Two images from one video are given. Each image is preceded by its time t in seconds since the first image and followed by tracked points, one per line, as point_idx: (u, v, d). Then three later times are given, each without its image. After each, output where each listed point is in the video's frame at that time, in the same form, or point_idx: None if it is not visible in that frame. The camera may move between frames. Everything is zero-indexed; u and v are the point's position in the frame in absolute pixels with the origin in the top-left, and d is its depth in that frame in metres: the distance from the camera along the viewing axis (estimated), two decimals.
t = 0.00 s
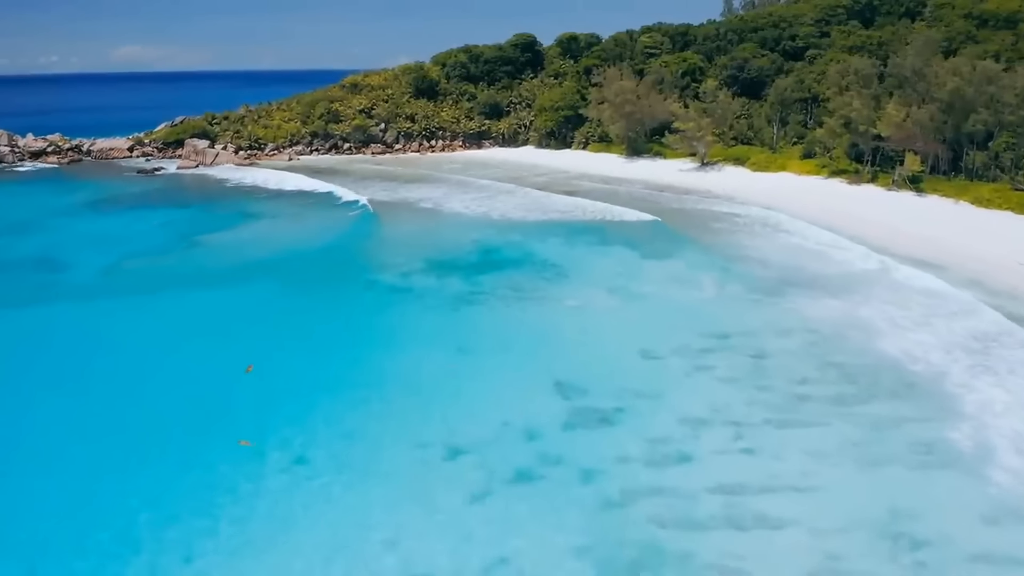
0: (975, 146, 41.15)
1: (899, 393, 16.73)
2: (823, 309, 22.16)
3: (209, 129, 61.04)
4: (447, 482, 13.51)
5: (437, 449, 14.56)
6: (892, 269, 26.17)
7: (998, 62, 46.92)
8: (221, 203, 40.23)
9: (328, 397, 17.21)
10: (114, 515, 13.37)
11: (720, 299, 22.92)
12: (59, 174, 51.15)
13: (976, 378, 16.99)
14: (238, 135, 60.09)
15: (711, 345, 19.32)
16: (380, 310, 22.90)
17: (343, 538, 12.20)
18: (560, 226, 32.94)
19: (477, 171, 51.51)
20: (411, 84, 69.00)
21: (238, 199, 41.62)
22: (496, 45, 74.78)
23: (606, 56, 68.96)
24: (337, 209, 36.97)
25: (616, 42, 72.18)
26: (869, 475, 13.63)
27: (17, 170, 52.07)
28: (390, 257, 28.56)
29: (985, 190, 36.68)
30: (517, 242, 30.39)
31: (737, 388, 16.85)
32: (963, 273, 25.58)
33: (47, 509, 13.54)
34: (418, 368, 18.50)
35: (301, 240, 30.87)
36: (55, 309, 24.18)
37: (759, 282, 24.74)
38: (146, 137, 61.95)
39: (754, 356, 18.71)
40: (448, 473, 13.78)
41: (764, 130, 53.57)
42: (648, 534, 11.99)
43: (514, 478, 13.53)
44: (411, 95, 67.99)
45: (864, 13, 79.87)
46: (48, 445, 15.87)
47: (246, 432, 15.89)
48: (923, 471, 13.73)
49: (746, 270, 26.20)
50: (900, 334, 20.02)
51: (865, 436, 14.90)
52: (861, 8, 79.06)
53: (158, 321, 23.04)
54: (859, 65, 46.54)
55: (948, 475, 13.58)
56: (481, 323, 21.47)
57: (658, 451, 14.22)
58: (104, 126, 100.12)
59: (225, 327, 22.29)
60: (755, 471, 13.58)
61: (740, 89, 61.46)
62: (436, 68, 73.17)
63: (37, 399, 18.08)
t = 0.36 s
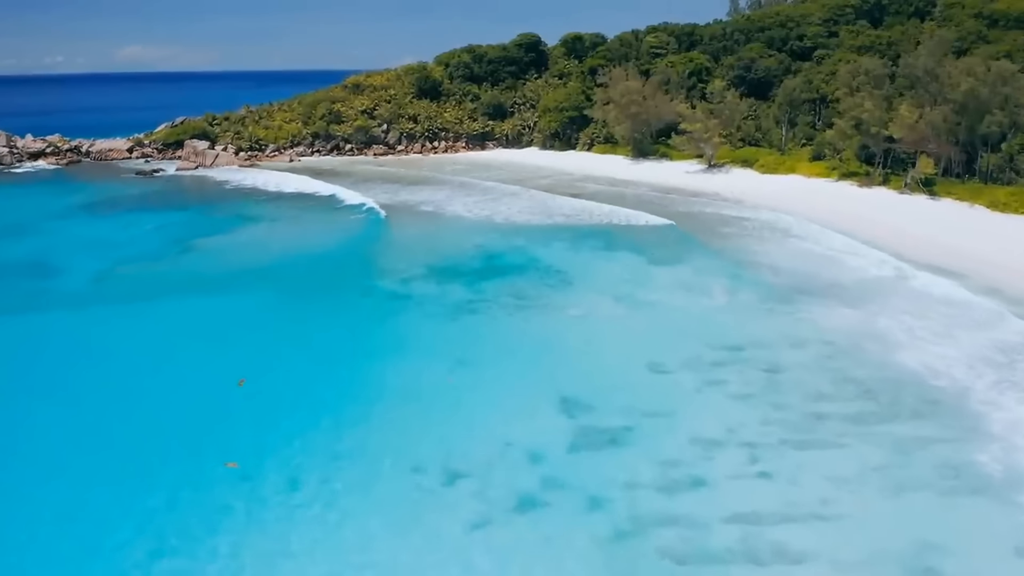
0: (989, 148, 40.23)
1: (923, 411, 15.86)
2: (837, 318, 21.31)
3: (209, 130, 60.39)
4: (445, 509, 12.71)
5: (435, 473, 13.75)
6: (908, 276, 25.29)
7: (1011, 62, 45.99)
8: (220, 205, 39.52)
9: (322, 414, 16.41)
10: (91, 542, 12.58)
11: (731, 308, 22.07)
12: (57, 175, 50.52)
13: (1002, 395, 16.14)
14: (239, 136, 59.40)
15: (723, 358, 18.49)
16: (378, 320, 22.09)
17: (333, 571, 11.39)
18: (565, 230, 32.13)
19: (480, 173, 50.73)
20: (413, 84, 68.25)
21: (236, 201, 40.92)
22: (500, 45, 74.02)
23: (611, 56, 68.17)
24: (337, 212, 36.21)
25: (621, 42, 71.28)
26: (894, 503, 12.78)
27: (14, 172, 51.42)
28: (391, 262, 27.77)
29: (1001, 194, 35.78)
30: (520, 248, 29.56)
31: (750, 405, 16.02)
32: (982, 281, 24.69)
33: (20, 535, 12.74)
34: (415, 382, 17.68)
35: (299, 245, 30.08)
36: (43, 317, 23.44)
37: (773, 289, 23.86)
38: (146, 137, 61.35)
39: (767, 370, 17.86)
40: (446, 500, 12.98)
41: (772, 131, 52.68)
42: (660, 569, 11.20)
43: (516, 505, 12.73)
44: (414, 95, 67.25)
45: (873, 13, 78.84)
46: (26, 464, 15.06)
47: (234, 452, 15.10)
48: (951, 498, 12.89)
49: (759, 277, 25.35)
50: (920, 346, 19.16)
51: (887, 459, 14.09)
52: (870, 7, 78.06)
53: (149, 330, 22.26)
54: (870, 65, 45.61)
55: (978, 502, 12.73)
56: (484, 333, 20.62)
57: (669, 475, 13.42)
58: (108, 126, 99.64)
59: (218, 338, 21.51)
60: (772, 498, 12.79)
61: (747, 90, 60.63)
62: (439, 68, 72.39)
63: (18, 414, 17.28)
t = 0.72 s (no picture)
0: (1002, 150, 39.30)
1: (945, 429, 15.09)
2: (852, 327, 20.56)
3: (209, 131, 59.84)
4: (442, 536, 12.01)
5: (433, 496, 13.04)
6: (923, 283, 24.54)
7: None
8: (218, 207, 38.91)
9: (316, 431, 15.73)
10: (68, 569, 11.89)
11: (741, 317, 21.33)
12: (55, 177, 49.99)
13: None
14: (240, 137, 58.82)
15: (734, 371, 17.75)
16: (375, 330, 21.38)
17: None
18: (569, 234, 31.43)
19: (483, 174, 50.04)
20: (416, 84, 67.57)
21: (235, 203, 40.30)
22: (504, 45, 73.33)
23: (616, 57, 67.45)
24: (336, 215, 35.54)
25: (626, 42, 70.50)
26: (919, 530, 12.05)
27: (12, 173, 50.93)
28: (390, 267, 27.07)
29: (1015, 197, 34.92)
30: (523, 252, 28.85)
31: (764, 423, 15.28)
32: (1000, 288, 23.90)
33: None
34: (413, 397, 16.98)
35: (297, 250, 29.41)
36: (32, 325, 22.80)
37: (784, 296, 23.13)
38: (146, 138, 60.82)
39: (780, 384, 17.10)
40: (444, 526, 12.28)
41: (780, 133, 51.93)
42: None
43: (518, 532, 12.02)
44: (416, 96, 66.57)
45: (881, 13, 77.86)
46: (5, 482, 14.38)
47: (223, 472, 14.40)
48: (980, 524, 12.15)
49: (768, 283, 24.62)
50: (940, 358, 18.39)
51: (910, 481, 13.36)
52: (877, 7, 77.17)
53: (140, 340, 21.59)
54: (879, 66, 44.83)
55: (1008, 529, 12.00)
56: (485, 344, 19.91)
57: (680, 500, 12.71)
58: (110, 127, 99.28)
59: (211, 348, 20.82)
60: (790, 525, 12.09)
61: (753, 90, 59.85)
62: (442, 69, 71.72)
63: None
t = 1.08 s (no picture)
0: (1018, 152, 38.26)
1: (972, 451, 14.23)
2: (870, 339, 19.70)
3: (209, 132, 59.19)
4: (440, 570, 11.25)
5: (431, 525, 12.28)
6: (941, 290, 23.65)
7: None
8: (216, 210, 38.21)
9: (308, 453, 14.94)
10: None
11: (754, 328, 20.50)
12: (53, 178, 49.37)
13: None
14: (240, 138, 58.16)
15: (746, 386, 16.93)
16: (372, 342, 20.59)
17: None
18: (574, 238, 30.64)
19: (486, 176, 49.26)
20: (418, 85, 66.73)
21: (234, 206, 39.59)
22: (507, 45, 72.55)
23: (621, 57, 66.63)
24: (336, 218, 34.81)
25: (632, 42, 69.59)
26: (951, 565, 11.22)
27: (10, 175, 50.32)
28: (389, 274, 26.27)
29: None
30: (527, 258, 28.05)
31: (781, 445, 14.45)
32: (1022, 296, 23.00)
33: None
34: (411, 415, 16.19)
35: (294, 255, 28.66)
36: (18, 334, 22.08)
37: (797, 305, 22.28)
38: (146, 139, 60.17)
39: (796, 401, 16.25)
40: (442, 558, 11.52)
41: (789, 134, 51.03)
42: None
43: (521, 566, 11.24)
44: (419, 96, 65.82)
45: (890, 12, 76.62)
46: None
47: (209, 496, 13.63)
48: (1017, 559, 11.31)
49: (781, 291, 23.79)
50: (965, 372, 17.52)
51: (938, 509, 12.54)
52: (887, 6, 75.99)
53: (129, 351, 20.85)
54: (891, 66, 43.87)
55: None
56: (487, 356, 19.08)
57: (693, 530, 11.94)
58: (114, 127, 98.96)
59: (202, 361, 20.03)
60: (812, 559, 11.31)
61: (761, 91, 59.00)
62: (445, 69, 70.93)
63: None
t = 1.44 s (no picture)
0: None
1: (996, 472, 13.53)
2: (885, 349, 18.96)
3: (209, 133, 58.60)
4: None
5: (428, 554, 11.61)
6: (956, 298, 22.88)
7: None
8: (214, 213, 37.61)
9: (299, 473, 14.27)
10: None
11: (765, 337, 19.78)
12: (51, 180, 48.81)
13: None
14: (240, 139, 57.57)
15: (758, 401, 16.23)
16: (369, 353, 19.92)
17: None
18: (578, 242, 29.94)
19: (489, 178, 48.56)
20: (421, 86, 65.99)
21: (232, 208, 38.96)
22: (511, 45, 71.85)
23: (626, 57, 65.90)
24: (336, 221, 34.15)
25: (636, 42, 68.83)
26: None
27: (8, 176, 49.80)
28: (389, 279, 25.60)
29: None
30: (530, 263, 27.37)
31: (796, 465, 13.76)
32: None
33: None
34: (408, 432, 15.52)
35: (293, 259, 28.03)
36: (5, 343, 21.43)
37: (809, 314, 21.57)
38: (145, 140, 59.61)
39: (811, 416, 15.53)
40: None
41: (796, 135, 50.23)
42: None
43: None
44: (421, 97, 65.14)
45: (897, 11, 75.60)
46: None
47: (195, 519, 12.97)
48: None
49: (792, 298, 23.06)
50: (986, 385, 16.77)
51: (965, 536, 11.82)
52: (894, 6, 74.97)
53: (118, 361, 20.18)
54: (901, 66, 42.97)
55: None
56: (488, 368, 18.39)
57: (705, 560, 11.27)
58: (116, 128, 98.76)
59: (194, 372, 19.38)
60: None
61: (767, 91, 58.24)
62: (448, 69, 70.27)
63: None
